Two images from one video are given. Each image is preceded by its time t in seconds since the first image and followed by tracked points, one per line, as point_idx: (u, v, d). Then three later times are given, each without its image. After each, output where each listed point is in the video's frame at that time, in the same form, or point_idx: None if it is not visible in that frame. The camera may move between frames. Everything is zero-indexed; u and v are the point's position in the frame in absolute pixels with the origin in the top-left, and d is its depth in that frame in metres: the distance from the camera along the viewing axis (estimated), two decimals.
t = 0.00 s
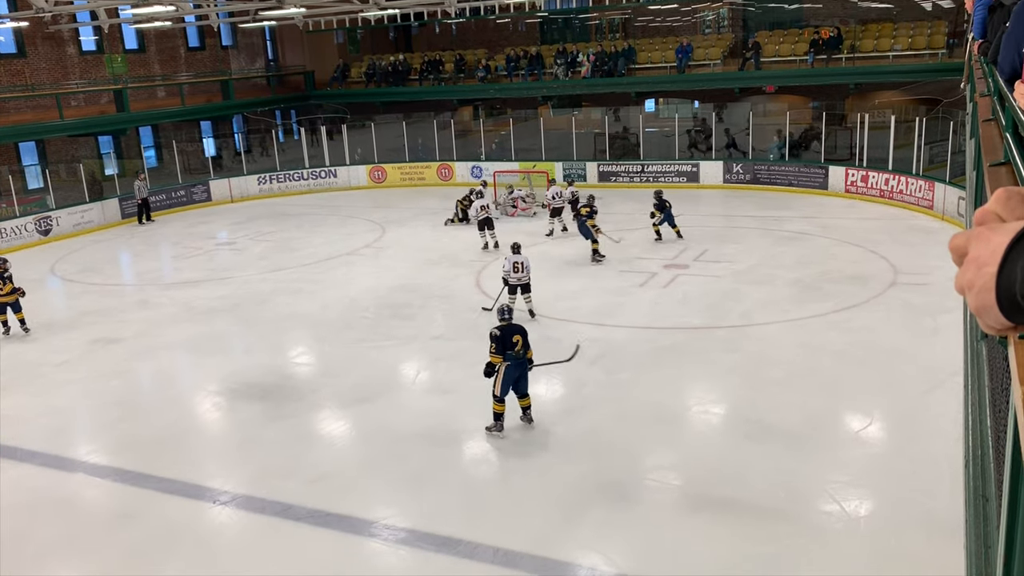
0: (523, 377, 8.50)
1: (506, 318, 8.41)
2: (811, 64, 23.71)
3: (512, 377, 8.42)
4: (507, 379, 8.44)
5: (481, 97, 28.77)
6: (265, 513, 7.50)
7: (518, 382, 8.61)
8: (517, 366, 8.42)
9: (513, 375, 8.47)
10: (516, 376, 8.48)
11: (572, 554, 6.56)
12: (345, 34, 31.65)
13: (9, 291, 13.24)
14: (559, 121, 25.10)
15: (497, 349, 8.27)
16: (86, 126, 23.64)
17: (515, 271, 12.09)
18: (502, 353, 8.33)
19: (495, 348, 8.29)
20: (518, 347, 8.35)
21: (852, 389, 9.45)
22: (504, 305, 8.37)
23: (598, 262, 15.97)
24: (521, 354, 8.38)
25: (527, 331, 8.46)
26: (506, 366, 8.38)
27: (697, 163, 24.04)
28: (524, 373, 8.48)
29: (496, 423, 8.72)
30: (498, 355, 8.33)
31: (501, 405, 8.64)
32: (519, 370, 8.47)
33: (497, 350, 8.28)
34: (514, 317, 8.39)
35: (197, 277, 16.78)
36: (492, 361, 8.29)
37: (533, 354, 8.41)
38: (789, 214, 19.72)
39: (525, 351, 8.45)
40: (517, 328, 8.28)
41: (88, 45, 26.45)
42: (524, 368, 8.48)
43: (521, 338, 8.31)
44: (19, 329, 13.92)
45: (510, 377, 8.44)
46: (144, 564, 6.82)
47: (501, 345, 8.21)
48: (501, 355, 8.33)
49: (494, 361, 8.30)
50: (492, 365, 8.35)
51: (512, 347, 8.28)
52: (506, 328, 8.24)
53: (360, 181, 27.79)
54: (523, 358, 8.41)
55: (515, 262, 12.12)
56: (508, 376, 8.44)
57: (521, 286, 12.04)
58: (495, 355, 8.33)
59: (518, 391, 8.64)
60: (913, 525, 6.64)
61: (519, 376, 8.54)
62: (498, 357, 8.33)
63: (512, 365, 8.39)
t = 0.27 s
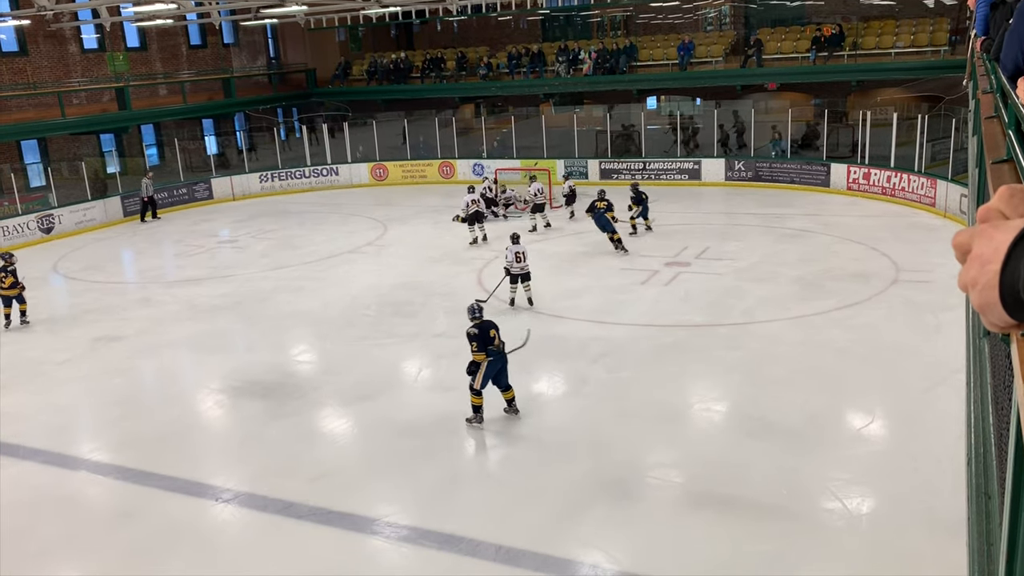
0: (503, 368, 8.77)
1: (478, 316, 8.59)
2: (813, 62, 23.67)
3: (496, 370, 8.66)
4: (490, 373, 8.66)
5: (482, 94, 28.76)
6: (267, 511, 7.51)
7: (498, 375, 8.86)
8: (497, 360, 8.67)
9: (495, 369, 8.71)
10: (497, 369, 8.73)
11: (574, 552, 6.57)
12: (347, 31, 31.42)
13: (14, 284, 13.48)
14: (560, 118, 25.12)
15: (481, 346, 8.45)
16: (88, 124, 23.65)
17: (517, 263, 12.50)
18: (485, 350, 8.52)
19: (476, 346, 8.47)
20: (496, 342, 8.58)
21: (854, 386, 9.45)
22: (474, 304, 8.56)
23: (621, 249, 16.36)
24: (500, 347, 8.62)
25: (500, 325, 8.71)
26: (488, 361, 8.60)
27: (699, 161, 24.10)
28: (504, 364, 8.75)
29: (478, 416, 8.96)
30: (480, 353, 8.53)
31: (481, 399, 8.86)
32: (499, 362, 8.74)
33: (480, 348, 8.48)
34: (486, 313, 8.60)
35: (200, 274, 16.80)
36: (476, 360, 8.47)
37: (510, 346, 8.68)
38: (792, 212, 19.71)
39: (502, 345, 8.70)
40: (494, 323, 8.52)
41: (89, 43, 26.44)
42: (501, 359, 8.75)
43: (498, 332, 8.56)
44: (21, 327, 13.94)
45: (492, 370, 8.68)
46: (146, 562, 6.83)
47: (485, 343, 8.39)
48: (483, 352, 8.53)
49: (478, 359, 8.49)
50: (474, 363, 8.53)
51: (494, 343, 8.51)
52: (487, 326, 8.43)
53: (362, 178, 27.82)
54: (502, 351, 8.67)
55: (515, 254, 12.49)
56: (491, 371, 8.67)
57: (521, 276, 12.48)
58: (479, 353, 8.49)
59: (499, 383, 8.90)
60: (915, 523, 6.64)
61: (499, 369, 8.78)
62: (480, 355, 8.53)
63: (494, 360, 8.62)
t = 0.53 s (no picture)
0: (476, 364, 8.80)
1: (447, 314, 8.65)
2: (815, 60, 23.66)
3: (468, 366, 8.69)
4: (462, 370, 8.71)
5: (484, 92, 28.77)
6: (269, 509, 7.52)
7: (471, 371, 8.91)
8: (469, 355, 8.70)
9: (468, 365, 8.75)
10: (470, 365, 8.77)
11: (575, 550, 6.57)
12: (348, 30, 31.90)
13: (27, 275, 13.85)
14: (563, 116, 25.04)
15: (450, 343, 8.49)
16: (91, 123, 23.66)
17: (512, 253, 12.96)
18: (454, 347, 8.56)
19: (445, 344, 8.52)
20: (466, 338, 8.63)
21: (856, 384, 9.44)
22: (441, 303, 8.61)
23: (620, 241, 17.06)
24: (471, 343, 8.67)
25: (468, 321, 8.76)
26: (460, 358, 8.64)
27: (701, 159, 24.19)
28: (476, 359, 8.80)
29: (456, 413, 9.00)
30: (450, 350, 8.58)
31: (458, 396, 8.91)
32: (471, 358, 8.77)
33: (449, 346, 8.53)
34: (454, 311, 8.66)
35: (201, 273, 16.81)
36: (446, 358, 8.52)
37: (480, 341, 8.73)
38: (794, 210, 19.70)
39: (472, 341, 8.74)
40: (463, 320, 8.57)
41: (91, 42, 26.45)
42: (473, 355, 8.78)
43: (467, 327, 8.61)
44: (24, 326, 13.96)
45: (465, 366, 8.71)
46: (148, 560, 6.84)
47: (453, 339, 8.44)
48: (452, 350, 8.58)
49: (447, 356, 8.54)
50: (445, 362, 8.59)
51: (463, 338, 8.55)
52: (455, 322, 8.48)
53: (364, 177, 27.85)
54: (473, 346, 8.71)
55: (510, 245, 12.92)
56: (464, 367, 8.71)
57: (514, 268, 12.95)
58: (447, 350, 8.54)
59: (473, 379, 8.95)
60: (917, 521, 6.64)
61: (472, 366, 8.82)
62: (450, 352, 8.58)
63: (466, 356, 8.66)
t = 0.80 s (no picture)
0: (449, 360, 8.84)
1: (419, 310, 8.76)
2: (816, 59, 23.67)
3: (441, 362, 8.73)
4: (436, 366, 8.75)
5: (485, 92, 28.77)
6: (270, 509, 7.53)
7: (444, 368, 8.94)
8: (442, 350, 8.76)
9: (440, 361, 8.78)
10: (443, 361, 8.81)
11: (577, 550, 6.57)
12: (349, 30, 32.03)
13: (37, 270, 14.29)
14: (564, 116, 25.03)
15: (419, 339, 8.58)
16: (92, 123, 23.68)
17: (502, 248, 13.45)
18: (425, 343, 8.64)
19: (415, 340, 8.59)
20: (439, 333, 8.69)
21: (857, 384, 9.43)
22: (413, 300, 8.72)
23: (613, 233, 17.62)
24: (444, 338, 8.72)
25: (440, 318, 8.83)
26: (432, 353, 8.69)
27: (702, 158, 24.13)
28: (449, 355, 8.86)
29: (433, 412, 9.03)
30: (420, 346, 8.64)
31: (434, 393, 8.93)
32: (444, 354, 8.82)
33: (418, 342, 8.59)
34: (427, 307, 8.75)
35: (203, 273, 16.82)
36: (414, 354, 8.58)
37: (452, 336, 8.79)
38: (795, 209, 19.70)
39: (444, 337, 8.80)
40: (434, 316, 8.66)
41: (93, 42, 26.46)
42: (446, 351, 8.83)
43: (439, 323, 8.69)
44: (25, 326, 13.98)
45: (438, 362, 8.76)
46: (149, 560, 6.85)
47: (423, 334, 8.53)
48: (422, 346, 8.64)
49: (415, 352, 8.60)
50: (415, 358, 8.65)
51: (435, 333, 8.62)
52: (426, 317, 8.57)
53: (365, 177, 27.85)
54: (445, 341, 8.77)
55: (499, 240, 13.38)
56: (436, 362, 8.75)
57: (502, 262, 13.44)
58: (418, 346, 8.62)
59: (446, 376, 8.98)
60: (918, 521, 6.63)
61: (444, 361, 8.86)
62: (420, 348, 8.64)
63: (438, 352, 8.70)
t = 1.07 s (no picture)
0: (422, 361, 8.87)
1: (393, 312, 8.99)
2: (817, 60, 23.70)
3: (412, 362, 8.79)
4: (408, 366, 8.83)
5: (486, 94, 28.78)
6: (271, 510, 7.53)
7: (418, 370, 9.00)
8: (414, 351, 8.85)
9: (412, 361, 8.87)
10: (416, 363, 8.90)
11: (577, 551, 6.57)
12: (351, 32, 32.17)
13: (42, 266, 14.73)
14: (565, 117, 25.09)
15: (388, 338, 8.79)
16: (94, 124, 23.71)
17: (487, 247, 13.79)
18: (394, 342, 8.82)
19: (384, 339, 8.79)
20: (409, 333, 8.85)
21: (858, 385, 9.43)
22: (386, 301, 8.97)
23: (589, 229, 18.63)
24: (415, 339, 8.85)
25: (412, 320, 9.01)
26: (404, 352, 8.81)
27: (703, 159, 24.11)
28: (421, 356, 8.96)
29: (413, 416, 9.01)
30: (390, 346, 8.81)
31: (411, 396, 8.95)
32: (417, 355, 8.90)
33: (387, 341, 8.79)
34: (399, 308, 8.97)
35: (204, 274, 16.83)
36: (383, 352, 8.76)
37: (424, 337, 8.91)
38: (796, 210, 19.69)
39: (417, 339, 8.93)
40: (405, 316, 8.86)
41: (94, 44, 26.50)
42: (420, 353, 8.92)
43: (410, 324, 8.86)
44: (27, 327, 14.00)
45: (410, 363, 8.83)
46: (150, 561, 6.85)
47: (391, 333, 8.75)
48: (392, 345, 8.81)
49: (384, 351, 8.78)
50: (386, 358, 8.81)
51: (403, 333, 8.80)
52: (395, 317, 8.79)
53: (366, 178, 27.86)
54: (417, 342, 8.88)
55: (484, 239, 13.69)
56: (409, 362, 8.83)
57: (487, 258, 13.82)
58: (387, 346, 8.82)
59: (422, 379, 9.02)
60: (919, 523, 6.63)
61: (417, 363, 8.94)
62: (390, 347, 8.81)
63: (410, 351, 8.81)
